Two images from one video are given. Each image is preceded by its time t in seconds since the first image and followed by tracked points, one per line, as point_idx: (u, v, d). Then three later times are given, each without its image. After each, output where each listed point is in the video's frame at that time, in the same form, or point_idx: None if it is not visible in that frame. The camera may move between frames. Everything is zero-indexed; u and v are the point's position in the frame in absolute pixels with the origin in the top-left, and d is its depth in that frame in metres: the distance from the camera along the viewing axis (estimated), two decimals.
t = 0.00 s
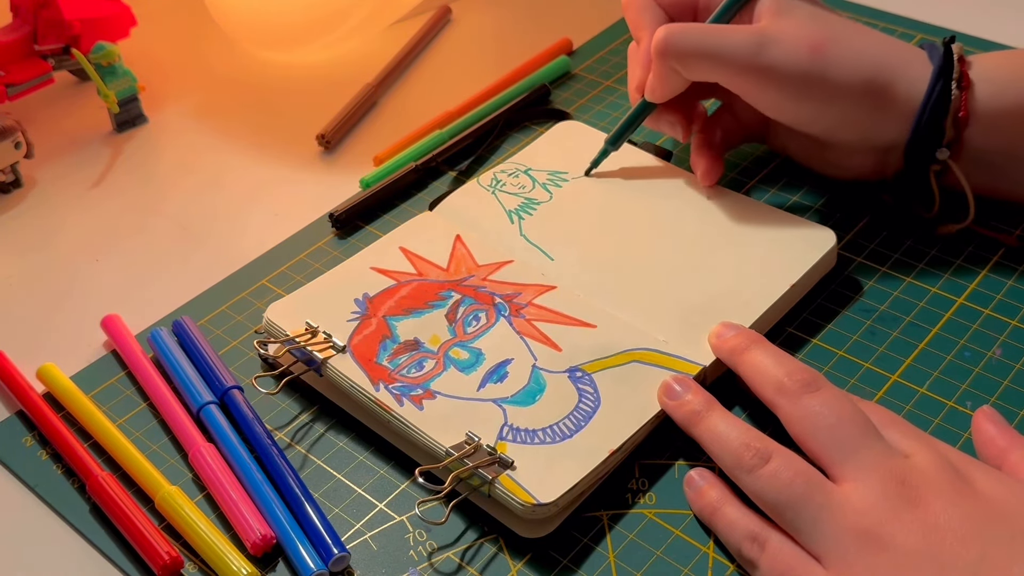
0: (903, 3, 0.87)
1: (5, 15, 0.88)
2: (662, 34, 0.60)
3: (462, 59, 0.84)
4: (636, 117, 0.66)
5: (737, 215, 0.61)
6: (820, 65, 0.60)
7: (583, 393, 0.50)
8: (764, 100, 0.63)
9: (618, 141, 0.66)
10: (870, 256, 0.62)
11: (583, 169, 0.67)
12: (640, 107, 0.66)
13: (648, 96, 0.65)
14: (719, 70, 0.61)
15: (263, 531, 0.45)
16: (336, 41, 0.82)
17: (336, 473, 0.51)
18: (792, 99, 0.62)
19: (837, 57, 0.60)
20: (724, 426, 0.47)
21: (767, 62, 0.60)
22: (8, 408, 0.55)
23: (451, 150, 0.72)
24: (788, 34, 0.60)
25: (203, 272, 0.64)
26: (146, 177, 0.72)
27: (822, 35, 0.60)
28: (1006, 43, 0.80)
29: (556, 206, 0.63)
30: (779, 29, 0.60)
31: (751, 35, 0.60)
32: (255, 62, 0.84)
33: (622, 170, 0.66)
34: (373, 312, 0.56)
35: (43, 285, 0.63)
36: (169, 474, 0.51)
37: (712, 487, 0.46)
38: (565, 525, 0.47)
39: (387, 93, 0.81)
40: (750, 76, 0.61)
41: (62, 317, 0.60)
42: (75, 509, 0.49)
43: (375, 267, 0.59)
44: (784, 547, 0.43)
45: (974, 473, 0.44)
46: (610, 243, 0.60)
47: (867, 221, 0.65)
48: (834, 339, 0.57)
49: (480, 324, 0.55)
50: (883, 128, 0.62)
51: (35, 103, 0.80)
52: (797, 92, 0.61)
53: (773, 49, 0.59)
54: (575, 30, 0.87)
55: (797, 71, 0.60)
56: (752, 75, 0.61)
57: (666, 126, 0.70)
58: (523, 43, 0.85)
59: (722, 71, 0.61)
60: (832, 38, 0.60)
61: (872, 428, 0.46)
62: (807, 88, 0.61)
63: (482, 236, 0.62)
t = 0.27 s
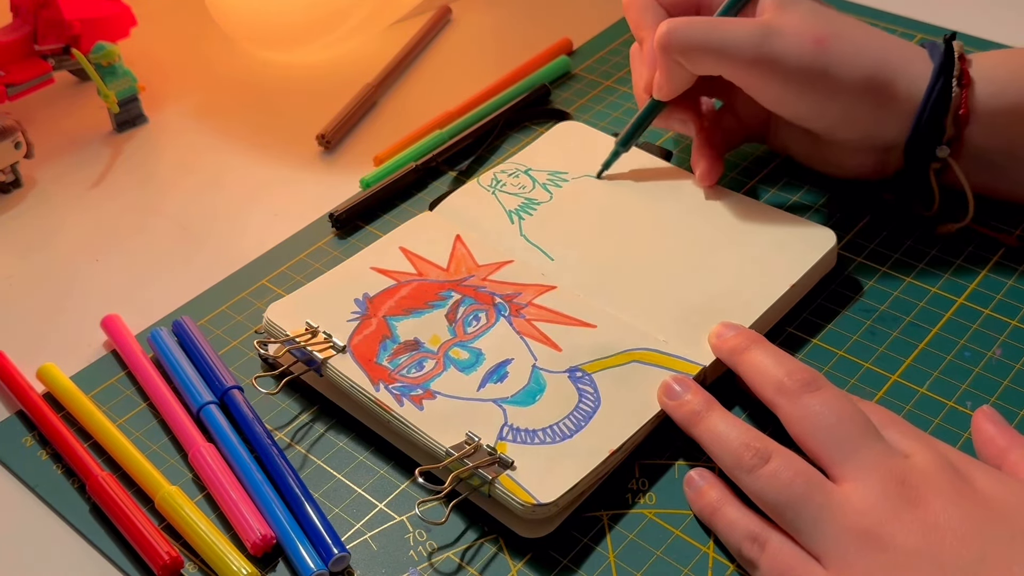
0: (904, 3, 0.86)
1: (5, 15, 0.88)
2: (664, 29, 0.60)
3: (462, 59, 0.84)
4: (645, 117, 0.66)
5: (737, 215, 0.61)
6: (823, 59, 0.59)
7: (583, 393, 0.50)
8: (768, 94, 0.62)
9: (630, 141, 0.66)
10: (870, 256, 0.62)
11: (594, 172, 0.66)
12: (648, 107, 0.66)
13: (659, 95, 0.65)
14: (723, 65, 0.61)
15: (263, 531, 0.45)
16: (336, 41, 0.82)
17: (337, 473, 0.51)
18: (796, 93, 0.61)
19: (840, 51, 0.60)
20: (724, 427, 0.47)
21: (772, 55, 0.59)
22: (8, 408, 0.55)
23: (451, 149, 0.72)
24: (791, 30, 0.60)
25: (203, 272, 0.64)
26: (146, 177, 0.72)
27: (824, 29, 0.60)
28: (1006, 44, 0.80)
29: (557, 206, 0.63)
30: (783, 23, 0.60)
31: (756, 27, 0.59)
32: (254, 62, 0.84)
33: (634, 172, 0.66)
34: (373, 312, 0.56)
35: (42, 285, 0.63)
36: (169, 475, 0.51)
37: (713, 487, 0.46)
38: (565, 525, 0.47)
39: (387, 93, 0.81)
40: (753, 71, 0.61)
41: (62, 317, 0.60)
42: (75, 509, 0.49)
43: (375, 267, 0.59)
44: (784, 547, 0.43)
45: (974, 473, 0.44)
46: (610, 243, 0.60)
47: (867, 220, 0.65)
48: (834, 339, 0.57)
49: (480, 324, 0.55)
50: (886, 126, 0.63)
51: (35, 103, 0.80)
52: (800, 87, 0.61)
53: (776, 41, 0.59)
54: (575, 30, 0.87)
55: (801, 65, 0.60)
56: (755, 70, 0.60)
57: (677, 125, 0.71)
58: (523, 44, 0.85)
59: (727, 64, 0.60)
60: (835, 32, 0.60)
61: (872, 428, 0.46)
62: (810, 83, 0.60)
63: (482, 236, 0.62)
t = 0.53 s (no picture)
0: (904, 3, 0.86)
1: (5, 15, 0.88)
2: (681, 25, 0.60)
3: (462, 59, 0.84)
4: (684, 122, 0.65)
5: (737, 215, 0.61)
6: (839, 43, 0.60)
7: (583, 393, 0.50)
8: (781, 83, 0.62)
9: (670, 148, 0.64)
10: (870, 256, 0.62)
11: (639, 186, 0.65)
12: (685, 111, 0.65)
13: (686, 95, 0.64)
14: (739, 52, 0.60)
15: (264, 531, 0.45)
16: (336, 41, 0.82)
17: (337, 473, 0.51)
18: (810, 81, 0.61)
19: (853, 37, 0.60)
20: (723, 427, 0.47)
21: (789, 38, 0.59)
22: (9, 408, 0.55)
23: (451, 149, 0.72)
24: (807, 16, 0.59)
25: (203, 272, 0.64)
26: (146, 177, 0.72)
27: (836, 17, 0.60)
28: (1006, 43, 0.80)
29: (557, 206, 0.63)
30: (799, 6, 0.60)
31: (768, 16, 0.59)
32: (254, 62, 0.85)
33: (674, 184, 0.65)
34: (373, 312, 0.56)
35: (42, 285, 0.63)
36: (169, 475, 0.51)
37: (712, 487, 0.46)
38: (565, 525, 0.47)
39: (387, 93, 0.81)
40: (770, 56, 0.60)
41: (62, 317, 0.60)
42: (75, 509, 0.49)
43: (375, 267, 0.59)
44: (783, 547, 0.43)
45: (974, 472, 0.44)
46: (610, 244, 0.60)
47: (867, 220, 0.65)
48: (835, 339, 0.57)
49: (480, 324, 0.55)
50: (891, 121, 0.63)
51: (35, 103, 0.80)
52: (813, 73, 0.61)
53: (797, 23, 0.59)
54: (575, 30, 0.87)
55: (817, 48, 0.59)
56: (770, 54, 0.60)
57: (716, 124, 0.67)
58: (523, 43, 0.85)
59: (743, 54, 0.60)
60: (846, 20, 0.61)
61: (872, 427, 0.46)
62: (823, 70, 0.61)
63: (482, 236, 0.62)
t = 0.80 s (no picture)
0: (904, 3, 0.86)
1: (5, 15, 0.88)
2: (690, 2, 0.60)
3: (462, 59, 0.84)
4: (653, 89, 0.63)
5: (737, 215, 0.61)
6: (855, 27, 0.59)
7: (583, 393, 0.50)
8: (793, 65, 0.62)
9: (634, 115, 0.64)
10: (870, 256, 0.62)
11: (641, 178, 0.65)
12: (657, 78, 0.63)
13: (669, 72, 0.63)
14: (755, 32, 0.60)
15: (264, 531, 0.45)
16: (336, 41, 0.82)
17: (337, 473, 0.51)
18: (823, 65, 0.61)
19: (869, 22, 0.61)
20: (723, 427, 0.47)
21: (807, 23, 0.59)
22: (9, 408, 0.55)
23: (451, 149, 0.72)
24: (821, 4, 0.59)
25: (203, 272, 0.64)
26: (146, 177, 0.72)
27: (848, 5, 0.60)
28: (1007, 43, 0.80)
29: (557, 205, 0.63)
30: None
31: None
32: (254, 62, 0.85)
33: (657, 186, 0.64)
34: (373, 313, 0.56)
35: (42, 285, 0.63)
36: (169, 475, 0.51)
37: (712, 487, 0.46)
38: (565, 525, 0.47)
39: (388, 93, 0.81)
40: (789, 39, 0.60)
41: (63, 317, 0.60)
42: (75, 509, 0.49)
43: (375, 267, 0.59)
44: (783, 547, 0.43)
45: (974, 472, 0.44)
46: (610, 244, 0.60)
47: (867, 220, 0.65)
48: (835, 339, 0.57)
49: (480, 324, 0.55)
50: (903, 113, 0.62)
51: (35, 103, 0.80)
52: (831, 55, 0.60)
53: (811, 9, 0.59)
54: (575, 30, 0.87)
55: (833, 32, 0.59)
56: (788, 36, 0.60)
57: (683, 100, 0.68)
58: (524, 43, 0.85)
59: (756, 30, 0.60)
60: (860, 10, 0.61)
61: (872, 427, 0.46)
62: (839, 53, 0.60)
63: (482, 235, 0.62)
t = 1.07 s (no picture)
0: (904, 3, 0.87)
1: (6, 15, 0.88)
2: (678, 77, 0.58)
3: (462, 59, 0.84)
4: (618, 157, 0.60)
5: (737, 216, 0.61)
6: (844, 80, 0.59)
7: (583, 393, 0.50)
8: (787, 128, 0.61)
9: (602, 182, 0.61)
10: (870, 256, 0.62)
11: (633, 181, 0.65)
12: (620, 147, 0.61)
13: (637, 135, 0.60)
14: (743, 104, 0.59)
15: (263, 531, 0.45)
16: (336, 41, 0.82)
17: (336, 473, 0.51)
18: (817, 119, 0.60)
19: (855, 77, 0.59)
20: (723, 427, 0.47)
21: (793, 85, 0.58)
22: (8, 408, 0.55)
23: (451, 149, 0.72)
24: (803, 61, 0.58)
25: (203, 272, 0.64)
26: (146, 177, 0.72)
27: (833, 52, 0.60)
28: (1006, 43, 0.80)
29: (556, 205, 0.63)
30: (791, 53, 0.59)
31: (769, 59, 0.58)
32: (254, 61, 0.85)
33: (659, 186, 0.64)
34: (373, 312, 0.56)
35: (42, 285, 0.63)
36: (169, 475, 0.51)
37: (712, 488, 0.46)
38: (565, 525, 0.47)
39: (388, 93, 0.81)
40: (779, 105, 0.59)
41: (62, 317, 0.60)
42: (75, 509, 0.49)
43: (375, 268, 0.59)
44: (783, 547, 0.43)
45: (974, 472, 0.44)
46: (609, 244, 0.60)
47: (867, 219, 0.65)
48: (835, 339, 0.57)
49: (480, 324, 0.55)
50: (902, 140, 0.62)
51: (35, 102, 0.80)
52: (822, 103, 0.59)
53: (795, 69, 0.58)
54: (575, 30, 0.87)
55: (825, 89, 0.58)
56: (777, 103, 0.59)
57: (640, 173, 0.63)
58: (524, 43, 0.85)
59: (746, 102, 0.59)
60: (842, 53, 0.60)
61: (871, 427, 0.46)
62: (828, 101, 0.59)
63: (482, 236, 0.62)
